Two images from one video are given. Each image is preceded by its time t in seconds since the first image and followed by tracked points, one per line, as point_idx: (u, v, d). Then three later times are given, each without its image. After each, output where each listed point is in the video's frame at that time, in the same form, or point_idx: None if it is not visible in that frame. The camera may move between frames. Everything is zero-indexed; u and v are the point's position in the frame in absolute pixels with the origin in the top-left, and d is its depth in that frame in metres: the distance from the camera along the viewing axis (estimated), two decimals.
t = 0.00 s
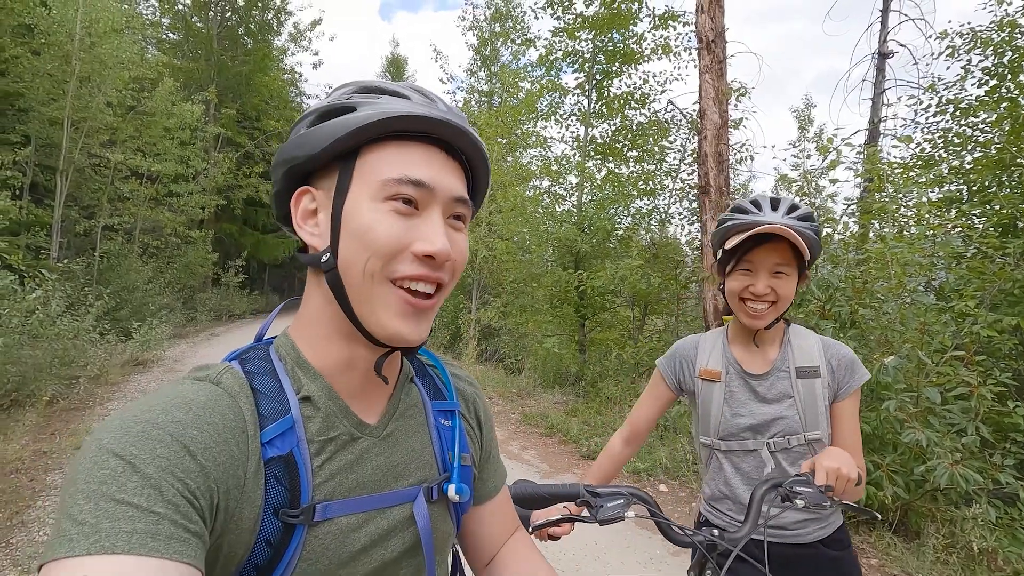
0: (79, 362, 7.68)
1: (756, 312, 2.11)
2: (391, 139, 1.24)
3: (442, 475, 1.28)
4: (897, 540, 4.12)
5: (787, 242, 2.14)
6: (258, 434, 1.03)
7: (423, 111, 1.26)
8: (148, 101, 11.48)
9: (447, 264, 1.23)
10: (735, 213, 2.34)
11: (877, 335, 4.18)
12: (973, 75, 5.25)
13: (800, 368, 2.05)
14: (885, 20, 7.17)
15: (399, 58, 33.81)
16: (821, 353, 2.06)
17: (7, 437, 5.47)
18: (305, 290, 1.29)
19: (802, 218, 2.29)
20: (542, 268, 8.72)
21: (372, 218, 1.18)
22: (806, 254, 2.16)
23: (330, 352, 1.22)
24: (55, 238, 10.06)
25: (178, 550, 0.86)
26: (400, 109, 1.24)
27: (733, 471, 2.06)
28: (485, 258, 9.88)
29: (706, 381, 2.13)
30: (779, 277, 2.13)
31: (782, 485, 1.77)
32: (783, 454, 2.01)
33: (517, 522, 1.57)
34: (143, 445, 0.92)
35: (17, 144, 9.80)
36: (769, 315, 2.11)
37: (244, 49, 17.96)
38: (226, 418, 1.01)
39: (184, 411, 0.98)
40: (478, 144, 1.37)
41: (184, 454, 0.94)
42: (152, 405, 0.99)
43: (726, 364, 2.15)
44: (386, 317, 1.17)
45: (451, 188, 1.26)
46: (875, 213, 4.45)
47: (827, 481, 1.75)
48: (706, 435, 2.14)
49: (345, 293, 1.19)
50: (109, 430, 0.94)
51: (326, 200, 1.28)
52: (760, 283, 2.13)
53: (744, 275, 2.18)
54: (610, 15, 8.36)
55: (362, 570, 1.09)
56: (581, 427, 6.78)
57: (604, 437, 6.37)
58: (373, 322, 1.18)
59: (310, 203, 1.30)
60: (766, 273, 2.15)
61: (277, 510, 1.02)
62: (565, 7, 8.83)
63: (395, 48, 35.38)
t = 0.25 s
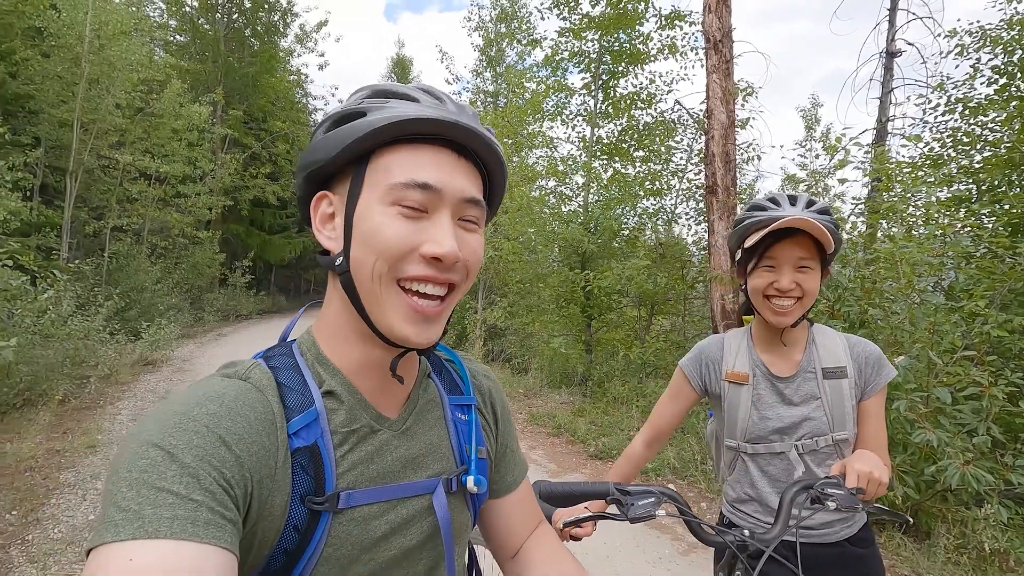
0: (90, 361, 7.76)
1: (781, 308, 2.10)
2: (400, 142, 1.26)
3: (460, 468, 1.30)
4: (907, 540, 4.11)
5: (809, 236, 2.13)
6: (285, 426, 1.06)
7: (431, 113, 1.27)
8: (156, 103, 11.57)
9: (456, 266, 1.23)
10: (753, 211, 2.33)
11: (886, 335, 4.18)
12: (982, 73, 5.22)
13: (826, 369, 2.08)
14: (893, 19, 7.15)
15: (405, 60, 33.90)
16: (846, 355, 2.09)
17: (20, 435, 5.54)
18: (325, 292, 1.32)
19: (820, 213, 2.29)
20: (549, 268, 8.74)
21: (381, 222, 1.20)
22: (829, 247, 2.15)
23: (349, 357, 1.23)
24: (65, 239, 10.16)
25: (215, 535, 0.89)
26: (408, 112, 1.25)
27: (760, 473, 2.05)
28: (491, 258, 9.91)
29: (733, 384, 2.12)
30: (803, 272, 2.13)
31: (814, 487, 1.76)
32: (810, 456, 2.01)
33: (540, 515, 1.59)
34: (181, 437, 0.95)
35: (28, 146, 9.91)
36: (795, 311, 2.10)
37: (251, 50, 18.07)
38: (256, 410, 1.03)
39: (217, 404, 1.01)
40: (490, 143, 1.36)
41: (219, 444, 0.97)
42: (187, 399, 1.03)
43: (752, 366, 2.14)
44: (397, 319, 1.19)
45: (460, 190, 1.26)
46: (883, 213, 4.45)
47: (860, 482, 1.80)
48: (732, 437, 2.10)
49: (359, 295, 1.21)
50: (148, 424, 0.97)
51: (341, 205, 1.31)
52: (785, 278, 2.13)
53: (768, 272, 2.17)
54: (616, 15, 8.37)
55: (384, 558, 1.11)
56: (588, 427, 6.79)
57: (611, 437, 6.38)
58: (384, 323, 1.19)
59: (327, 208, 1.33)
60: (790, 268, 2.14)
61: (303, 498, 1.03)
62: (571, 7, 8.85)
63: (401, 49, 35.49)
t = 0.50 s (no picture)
0: (99, 361, 7.82)
1: (804, 316, 2.09)
2: (387, 140, 1.27)
3: (475, 468, 1.31)
4: (916, 542, 4.09)
5: (834, 244, 2.12)
6: (303, 426, 1.07)
7: (415, 105, 1.27)
8: (165, 105, 11.66)
9: (451, 258, 1.23)
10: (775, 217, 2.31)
11: (894, 336, 4.17)
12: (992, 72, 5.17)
13: (845, 378, 2.07)
14: (901, 19, 7.11)
15: (410, 61, 33.98)
16: (866, 364, 2.08)
17: (31, 435, 5.59)
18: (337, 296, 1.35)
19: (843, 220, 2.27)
20: (554, 269, 8.75)
21: (374, 219, 1.22)
22: (851, 255, 2.14)
23: (360, 354, 1.26)
24: (75, 240, 10.25)
25: (237, 533, 0.90)
26: (391, 108, 1.26)
27: (779, 483, 2.04)
28: (496, 259, 9.91)
29: (748, 393, 2.12)
30: (827, 280, 2.11)
31: (848, 491, 1.75)
32: (831, 467, 2.01)
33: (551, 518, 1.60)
34: (203, 435, 0.97)
35: (39, 149, 10.00)
36: (817, 319, 2.10)
37: (257, 53, 18.17)
38: (275, 410, 1.05)
39: (238, 404, 1.03)
40: (481, 130, 1.35)
41: (240, 443, 0.98)
42: (208, 398, 1.04)
43: (768, 375, 2.15)
44: (395, 314, 1.20)
45: (449, 179, 1.26)
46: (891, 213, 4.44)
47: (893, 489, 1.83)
48: (747, 448, 2.11)
49: (359, 294, 1.24)
50: (171, 423, 0.99)
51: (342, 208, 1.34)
52: (808, 286, 2.11)
53: (791, 278, 2.15)
54: (622, 16, 8.37)
55: (400, 556, 1.13)
56: (594, 428, 6.79)
57: (618, 438, 6.38)
58: (383, 319, 1.21)
59: (332, 214, 1.37)
60: (814, 276, 2.13)
61: (321, 497, 1.05)
62: (577, 8, 8.86)
63: (406, 50, 35.60)
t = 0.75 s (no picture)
0: (106, 363, 7.87)
1: (825, 330, 2.02)
2: (378, 147, 1.27)
3: (476, 475, 1.31)
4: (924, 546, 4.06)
5: (858, 254, 2.03)
6: (301, 436, 1.08)
7: (405, 111, 1.27)
8: (172, 107, 11.74)
9: (446, 264, 1.23)
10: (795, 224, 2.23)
11: (902, 338, 4.14)
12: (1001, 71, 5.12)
13: (871, 394, 2.00)
14: (908, 18, 7.06)
15: (415, 62, 34.04)
16: (894, 377, 2.01)
17: (39, 436, 5.65)
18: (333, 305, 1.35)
19: (869, 227, 2.17)
20: (559, 270, 8.73)
21: (367, 228, 1.22)
22: (878, 266, 2.05)
23: (358, 361, 1.25)
24: (83, 242, 10.33)
25: (233, 546, 0.91)
26: (382, 115, 1.26)
27: (799, 499, 2.03)
28: (501, 260, 9.91)
29: (766, 407, 2.11)
30: (850, 292, 2.03)
31: (889, 508, 1.71)
32: (855, 484, 1.97)
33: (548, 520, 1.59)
34: (199, 447, 0.97)
35: (47, 151, 10.09)
36: (839, 333, 2.02)
37: (263, 55, 18.25)
38: (272, 420, 1.06)
39: (234, 415, 1.03)
40: (473, 133, 1.35)
41: (236, 455, 0.99)
42: (205, 409, 1.05)
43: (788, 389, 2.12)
44: (393, 323, 1.20)
45: (442, 184, 1.26)
46: (898, 214, 4.40)
47: (937, 510, 1.78)
48: (767, 462, 2.09)
49: (355, 303, 1.24)
50: (168, 434, 1.00)
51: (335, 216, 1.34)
52: (830, 299, 2.04)
53: (811, 291, 2.08)
54: (627, 16, 8.36)
55: (401, 567, 1.13)
56: (599, 429, 6.77)
57: (623, 440, 6.36)
58: (380, 328, 1.21)
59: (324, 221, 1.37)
60: (837, 288, 2.04)
61: (320, 509, 1.05)
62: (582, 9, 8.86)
63: (411, 52, 35.73)
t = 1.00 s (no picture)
0: (113, 362, 7.92)
1: (853, 342, 1.79)
2: (364, 146, 1.26)
3: (457, 479, 1.31)
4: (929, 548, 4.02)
5: (889, 258, 1.79)
6: (273, 442, 1.07)
7: (392, 112, 1.27)
8: (178, 108, 11.80)
9: (438, 268, 1.23)
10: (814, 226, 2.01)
11: (906, 339, 4.11)
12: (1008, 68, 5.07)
13: (912, 402, 1.81)
14: (915, 15, 7.00)
15: (420, 63, 34.09)
16: (934, 382, 1.82)
17: (45, 435, 5.69)
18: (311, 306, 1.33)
19: (901, 226, 1.93)
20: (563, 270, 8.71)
21: (355, 230, 1.20)
22: (911, 269, 1.81)
23: (338, 363, 1.25)
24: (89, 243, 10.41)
25: (199, 555, 0.90)
26: (370, 114, 1.26)
27: (836, 518, 1.80)
28: (505, 260, 9.90)
29: (797, 420, 1.88)
30: (882, 299, 1.79)
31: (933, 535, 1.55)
32: (898, 500, 1.76)
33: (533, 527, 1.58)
34: (164, 455, 0.96)
35: (55, 152, 10.17)
36: (870, 345, 1.79)
37: (269, 56, 18.33)
38: (242, 426, 1.05)
39: (202, 421, 1.03)
40: (460, 135, 1.36)
41: (203, 461, 0.98)
42: (173, 416, 1.04)
43: (820, 400, 1.90)
44: (381, 328, 1.19)
45: (431, 187, 1.26)
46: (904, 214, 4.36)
47: (983, 538, 1.64)
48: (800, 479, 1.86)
49: (341, 307, 1.22)
50: (133, 442, 0.99)
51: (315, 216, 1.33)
52: (859, 308, 1.79)
53: (836, 299, 1.84)
54: (631, 16, 8.34)
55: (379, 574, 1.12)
56: (602, 430, 6.75)
57: (626, 440, 6.33)
58: (368, 333, 1.20)
59: (301, 220, 1.35)
60: (866, 296, 1.80)
61: (293, 516, 1.05)
62: (586, 8, 8.84)
63: (416, 52, 35.79)
